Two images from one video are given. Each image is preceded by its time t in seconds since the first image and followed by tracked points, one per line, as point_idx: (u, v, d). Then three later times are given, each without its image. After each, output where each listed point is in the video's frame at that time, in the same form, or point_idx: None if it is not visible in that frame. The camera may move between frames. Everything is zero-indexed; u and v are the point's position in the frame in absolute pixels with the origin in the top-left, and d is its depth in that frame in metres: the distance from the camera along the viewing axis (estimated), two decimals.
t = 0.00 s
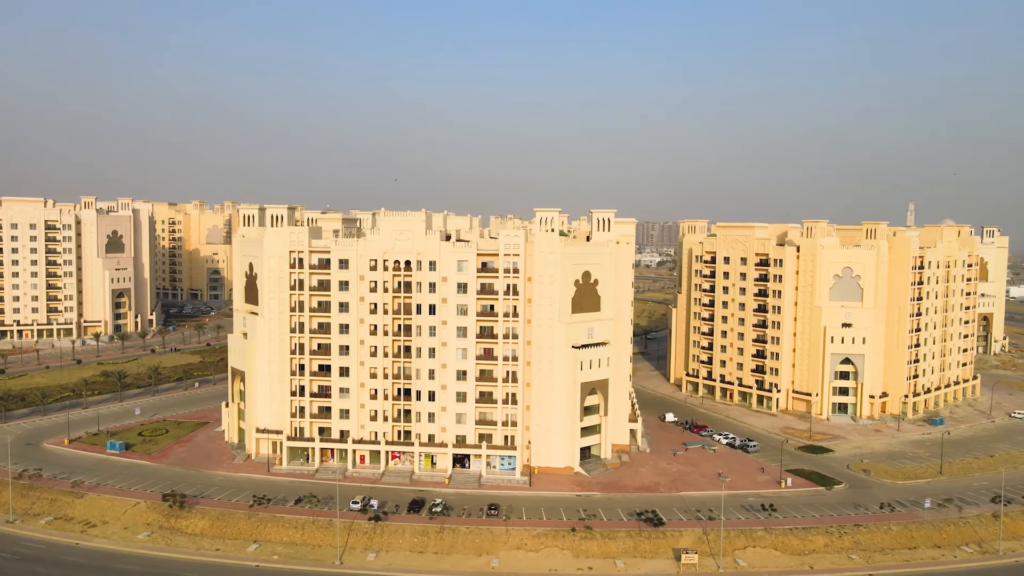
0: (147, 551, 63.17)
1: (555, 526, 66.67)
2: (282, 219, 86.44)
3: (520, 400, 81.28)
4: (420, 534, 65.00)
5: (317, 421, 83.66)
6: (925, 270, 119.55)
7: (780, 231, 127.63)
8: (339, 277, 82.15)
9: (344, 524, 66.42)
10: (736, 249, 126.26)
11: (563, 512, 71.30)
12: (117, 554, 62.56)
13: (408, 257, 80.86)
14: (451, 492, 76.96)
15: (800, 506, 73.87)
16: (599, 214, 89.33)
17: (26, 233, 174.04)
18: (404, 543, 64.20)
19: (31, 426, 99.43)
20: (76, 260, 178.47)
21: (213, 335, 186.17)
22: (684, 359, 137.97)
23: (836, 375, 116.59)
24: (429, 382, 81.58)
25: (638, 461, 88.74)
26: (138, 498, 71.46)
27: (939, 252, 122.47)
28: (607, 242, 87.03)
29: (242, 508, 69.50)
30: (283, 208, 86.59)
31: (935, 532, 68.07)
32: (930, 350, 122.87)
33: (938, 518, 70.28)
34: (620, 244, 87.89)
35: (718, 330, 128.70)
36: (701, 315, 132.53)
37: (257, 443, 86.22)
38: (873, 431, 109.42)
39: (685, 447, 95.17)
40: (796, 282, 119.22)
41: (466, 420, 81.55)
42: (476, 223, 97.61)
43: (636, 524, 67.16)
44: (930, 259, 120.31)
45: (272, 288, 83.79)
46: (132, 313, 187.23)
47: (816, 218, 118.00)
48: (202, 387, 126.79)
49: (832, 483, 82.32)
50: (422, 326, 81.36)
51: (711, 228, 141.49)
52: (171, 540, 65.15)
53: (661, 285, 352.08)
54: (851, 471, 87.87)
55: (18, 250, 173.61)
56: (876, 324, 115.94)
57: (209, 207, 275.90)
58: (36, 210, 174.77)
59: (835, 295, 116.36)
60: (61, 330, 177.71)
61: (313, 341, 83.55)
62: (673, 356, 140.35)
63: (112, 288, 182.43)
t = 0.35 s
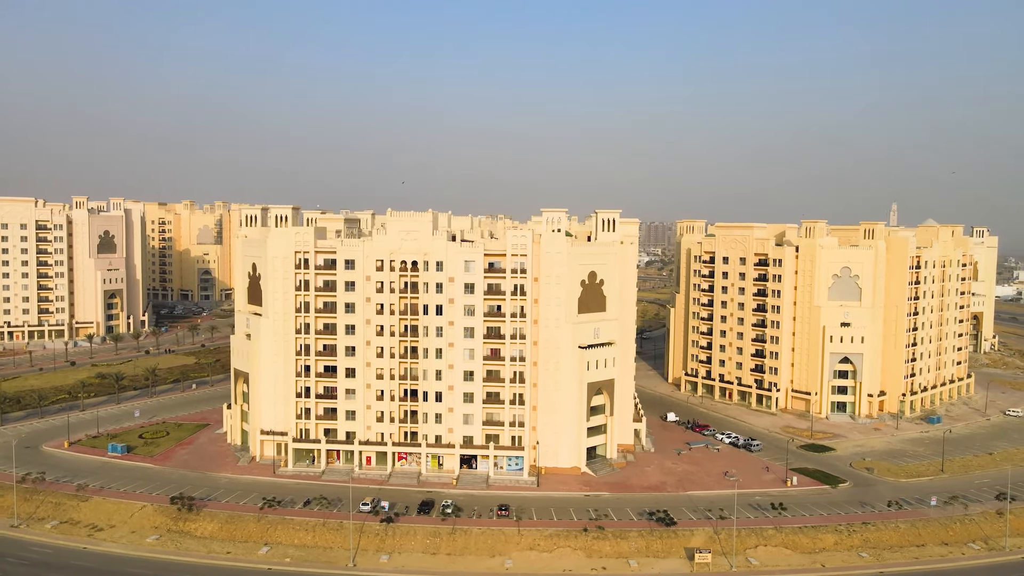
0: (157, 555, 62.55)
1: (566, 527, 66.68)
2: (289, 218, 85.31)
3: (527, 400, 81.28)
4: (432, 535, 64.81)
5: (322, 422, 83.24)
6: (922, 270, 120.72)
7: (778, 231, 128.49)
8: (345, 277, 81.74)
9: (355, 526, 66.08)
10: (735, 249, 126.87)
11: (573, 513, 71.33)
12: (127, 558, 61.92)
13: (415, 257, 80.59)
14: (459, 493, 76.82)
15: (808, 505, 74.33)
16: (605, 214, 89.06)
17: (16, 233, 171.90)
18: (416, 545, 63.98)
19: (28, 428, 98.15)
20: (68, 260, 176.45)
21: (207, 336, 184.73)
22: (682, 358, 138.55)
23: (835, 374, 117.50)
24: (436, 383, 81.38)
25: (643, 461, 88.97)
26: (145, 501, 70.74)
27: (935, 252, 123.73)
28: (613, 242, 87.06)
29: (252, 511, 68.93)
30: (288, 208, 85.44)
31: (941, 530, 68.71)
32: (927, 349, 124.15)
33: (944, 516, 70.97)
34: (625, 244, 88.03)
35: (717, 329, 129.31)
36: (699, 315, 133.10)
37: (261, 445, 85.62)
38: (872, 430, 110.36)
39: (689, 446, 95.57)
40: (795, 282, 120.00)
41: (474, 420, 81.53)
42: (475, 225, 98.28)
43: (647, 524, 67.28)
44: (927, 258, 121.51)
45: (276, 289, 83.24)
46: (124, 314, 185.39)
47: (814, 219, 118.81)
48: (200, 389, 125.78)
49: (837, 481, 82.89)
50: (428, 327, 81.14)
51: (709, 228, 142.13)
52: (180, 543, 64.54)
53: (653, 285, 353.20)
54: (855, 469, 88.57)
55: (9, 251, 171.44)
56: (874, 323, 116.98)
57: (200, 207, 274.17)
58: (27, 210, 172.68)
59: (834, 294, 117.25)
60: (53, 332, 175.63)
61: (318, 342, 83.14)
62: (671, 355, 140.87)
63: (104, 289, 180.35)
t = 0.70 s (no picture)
0: (170, 558, 61.98)
1: (581, 527, 66.71)
2: (296, 219, 85.45)
3: (537, 400, 81.31)
4: (447, 537, 64.65)
5: (331, 424, 82.89)
6: (921, 270, 121.92)
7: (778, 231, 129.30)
8: (354, 278, 81.39)
9: (369, 528, 65.75)
10: (736, 249, 127.52)
11: (586, 513, 71.38)
12: (140, 562, 61.32)
13: (424, 258, 80.40)
14: (470, 494, 76.71)
15: (817, 503, 74.78)
16: (612, 214, 88.97)
17: (8, 233, 169.95)
18: (432, 546, 63.83)
19: (28, 431, 96.97)
20: (61, 260, 174.54)
21: (201, 337, 183.26)
22: (682, 358, 139.12)
23: (835, 373, 118.48)
24: (445, 384, 81.19)
25: (650, 461, 89.22)
26: (154, 505, 70.02)
27: (932, 252, 124.98)
28: (620, 243, 87.14)
29: (265, 513, 68.37)
30: (295, 209, 85.60)
31: (951, 527, 69.41)
32: (925, 348, 125.45)
33: (952, 513, 71.70)
34: (633, 244, 88.19)
35: (717, 329, 129.91)
36: (700, 314, 133.59)
37: (267, 447, 85.02)
38: (873, 428, 111.33)
39: (694, 445, 95.96)
40: (796, 282, 120.80)
41: (483, 421, 81.41)
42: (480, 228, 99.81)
43: (660, 523, 67.42)
44: (925, 258, 122.74)
45: (283, 290, 82.75)
46: (118, 315, 183.60)
47: (815, 219, 119.64)
48: (199, 391, 124.84)
49: (843, 479, 83.53)
50: (438, 327, 80.95)
51: (707, 228, 142.82)
52: (193, 546, 63.98)
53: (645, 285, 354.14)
54: (860, 467, 89.31)
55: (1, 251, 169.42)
56: (874, 322, 118.04)
57: (191, 207, 272.20)
58: (20, 210, 170.74)
59: (834, 294, 118.18)
60: (46, 333, 173.75)
61: (326, 343, 82.74)
62: (671, 355, 141.42)
63: (98, 290, 178.43)
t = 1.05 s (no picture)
0: (181, 562, 61.44)
1: (592, 527, 66.78)
2: (301, 218, 82.48)
3: (544, 401, 81.40)
4: (460, 538, 64.50)
5: (337, 425, 82.56)
6: (918, 269, 123.12)
7: (776, 231, 130.22)
8: (361, 279, 81.09)
9: (381, 530, 65.45)
10: (735, 249, 128.25)
11: (596, 513, 71.46)
12: (151, 566, 60.74)
13: (431, 258, 80.25)
14: (479, 494, 76.61)
15: (824, 501, 75.30)
16: (617, 214, 89.03)
17: None
18: (444, 547, 63.71)
19: (27, 434, 95.69)
20: (52, 261, 172.33)
21: (195, 338, 181.79)
22: (681, 357, 139.68)
23: (834, 372, 119.46)
24: (452, 384, 81.04)
25: (656, 460, 89.50)
26: (162, 507, 69.38)
27: (929, 252, 126.25)
28: (626, 243, 87.30)
29: (275, 515, 67.90)
30: (300, 207, 82.43)
31: (957, 524, 70.15)
32: (921, 347, 126.77)
33: (957, 510, 72.49)
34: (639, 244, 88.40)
35: (716, 329, 130.49)
36: (699, 314, 134.08)
37: (272, 448, 84.49)
38: (872, 427, 112.32)
39: (698, 445, 96.37)
40: (795, 282, 121.66)
41: (491, 421, 81.36)
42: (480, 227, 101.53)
43: (671, 523, 67.60)
44: (922, 258, 123.98)
45: (289, 291, 82.18)
46: (110, 316, 181.56)
47: (814, 219, 120.63)
48: (197, 392, 123.87)
49: (847, 478, 84.24)
50: (445, 328, 80.81)
51: (706, 229, 143.55)
52: (203, 549, 63.44)
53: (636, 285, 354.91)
54: (863, 466, 90.06)
55: None
56: (872, 322, 119.12)
57: (181, 207, 269.56)
58: (11, 209, 168.39)
59: (833, 294, 119.15)
60: (37, 334, 171.61)
61: (333, 344, 82.37)
62: (670, 355, 141.90)
63: (90, 291, 176.44)
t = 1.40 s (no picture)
0: (192, 566, 60.83)
1: (604, 527, 66.92)
2: (306, 219, 82.09)
3: (551, 401, 81.52)
4: (472, 539, 64.43)
5: (343, 426, 82.15)
6: (913, 269, 124.50)
7: (773, 231, 131.22)
8: (367, 279, 80.80)
9: (392, 532, 65.20)
10: (733, 249, 129.08)
11: (606, 513, 71.61)
12: (162, 570, 60.09)
13: (438, 258, 80.09)
14: (487, 495, 76.51)
15: (831, 499, 75.95)
16: (622, 215, 89.06)
17: None
18: (457, 548, 63.60)
19: (24, 438, 94.33)
20: (42, 261, 169.96)
21: (187, 340, 180.04)
22: (678, 357, 140.36)
23: (831, 371, 120.56)
24: (460, 385, 80.91)
25: (661, 460, 89.85)
26: (169, 511, 68.65)
27: (923, 252, 127.76)
28: (631, 243, 87.46)
29: (285, 518, 67.40)
30: (304, 208, 82.05)
31: (962, 521, 71.03)
32: (916, 346, 128.26)
33: (961, 507, 73.43)
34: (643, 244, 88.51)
35: (714, 329, 131.25)
36: (696, 314, 134.67)
37: (277, 451, 83.87)
38: (870, 425, 113.46)
39: (701, 444, 96.89)
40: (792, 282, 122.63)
41: (498, 422, 81.40)
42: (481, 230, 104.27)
43: (681, 523, 67.90)
44: (916, 258, 125.42)
45: (294, 292, 81.66)
46: (100, 318, 179.39)
47: (810, 219, 121.76)
48: (194, 394, 122.77)
49: (851, 476, 85.04)
50: (452, 329, 80.67)
51: (702, 229, 144.42)
52: (214, 553, 62.86)
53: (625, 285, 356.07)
54: (864, 464, 90.94)
55: None
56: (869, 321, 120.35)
57: (169, 207, 266.87)
58: None
59: (830, 294, 120.29)
60: (26, 336, 169.31)
61: (338, 345, 81.97)
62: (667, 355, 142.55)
63: (80, 292, 174.18)
